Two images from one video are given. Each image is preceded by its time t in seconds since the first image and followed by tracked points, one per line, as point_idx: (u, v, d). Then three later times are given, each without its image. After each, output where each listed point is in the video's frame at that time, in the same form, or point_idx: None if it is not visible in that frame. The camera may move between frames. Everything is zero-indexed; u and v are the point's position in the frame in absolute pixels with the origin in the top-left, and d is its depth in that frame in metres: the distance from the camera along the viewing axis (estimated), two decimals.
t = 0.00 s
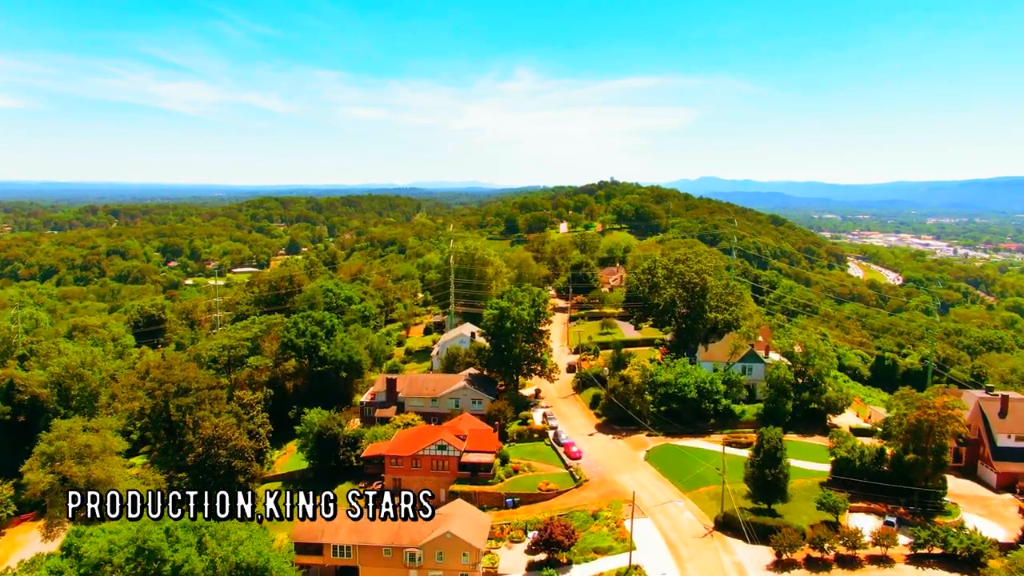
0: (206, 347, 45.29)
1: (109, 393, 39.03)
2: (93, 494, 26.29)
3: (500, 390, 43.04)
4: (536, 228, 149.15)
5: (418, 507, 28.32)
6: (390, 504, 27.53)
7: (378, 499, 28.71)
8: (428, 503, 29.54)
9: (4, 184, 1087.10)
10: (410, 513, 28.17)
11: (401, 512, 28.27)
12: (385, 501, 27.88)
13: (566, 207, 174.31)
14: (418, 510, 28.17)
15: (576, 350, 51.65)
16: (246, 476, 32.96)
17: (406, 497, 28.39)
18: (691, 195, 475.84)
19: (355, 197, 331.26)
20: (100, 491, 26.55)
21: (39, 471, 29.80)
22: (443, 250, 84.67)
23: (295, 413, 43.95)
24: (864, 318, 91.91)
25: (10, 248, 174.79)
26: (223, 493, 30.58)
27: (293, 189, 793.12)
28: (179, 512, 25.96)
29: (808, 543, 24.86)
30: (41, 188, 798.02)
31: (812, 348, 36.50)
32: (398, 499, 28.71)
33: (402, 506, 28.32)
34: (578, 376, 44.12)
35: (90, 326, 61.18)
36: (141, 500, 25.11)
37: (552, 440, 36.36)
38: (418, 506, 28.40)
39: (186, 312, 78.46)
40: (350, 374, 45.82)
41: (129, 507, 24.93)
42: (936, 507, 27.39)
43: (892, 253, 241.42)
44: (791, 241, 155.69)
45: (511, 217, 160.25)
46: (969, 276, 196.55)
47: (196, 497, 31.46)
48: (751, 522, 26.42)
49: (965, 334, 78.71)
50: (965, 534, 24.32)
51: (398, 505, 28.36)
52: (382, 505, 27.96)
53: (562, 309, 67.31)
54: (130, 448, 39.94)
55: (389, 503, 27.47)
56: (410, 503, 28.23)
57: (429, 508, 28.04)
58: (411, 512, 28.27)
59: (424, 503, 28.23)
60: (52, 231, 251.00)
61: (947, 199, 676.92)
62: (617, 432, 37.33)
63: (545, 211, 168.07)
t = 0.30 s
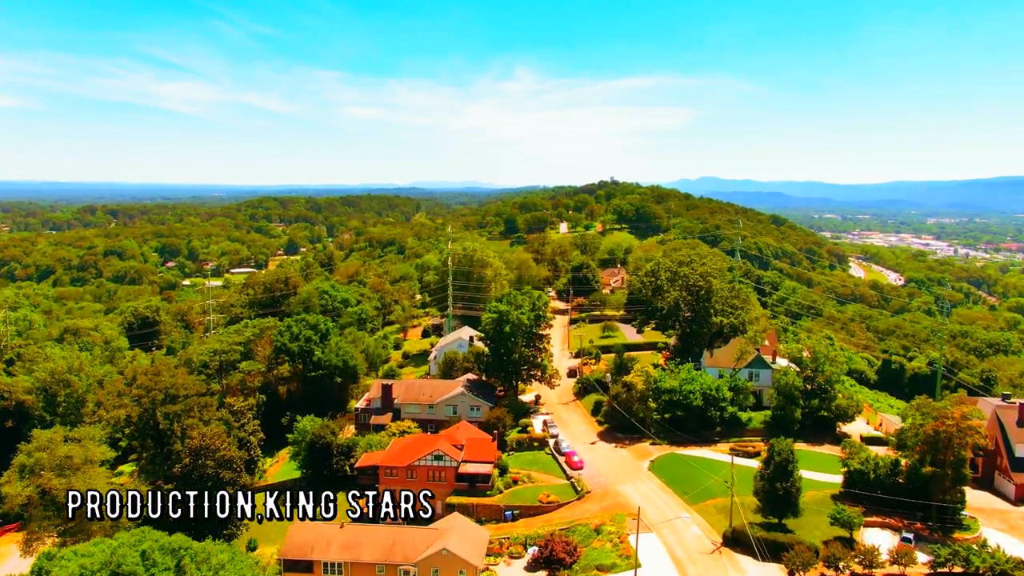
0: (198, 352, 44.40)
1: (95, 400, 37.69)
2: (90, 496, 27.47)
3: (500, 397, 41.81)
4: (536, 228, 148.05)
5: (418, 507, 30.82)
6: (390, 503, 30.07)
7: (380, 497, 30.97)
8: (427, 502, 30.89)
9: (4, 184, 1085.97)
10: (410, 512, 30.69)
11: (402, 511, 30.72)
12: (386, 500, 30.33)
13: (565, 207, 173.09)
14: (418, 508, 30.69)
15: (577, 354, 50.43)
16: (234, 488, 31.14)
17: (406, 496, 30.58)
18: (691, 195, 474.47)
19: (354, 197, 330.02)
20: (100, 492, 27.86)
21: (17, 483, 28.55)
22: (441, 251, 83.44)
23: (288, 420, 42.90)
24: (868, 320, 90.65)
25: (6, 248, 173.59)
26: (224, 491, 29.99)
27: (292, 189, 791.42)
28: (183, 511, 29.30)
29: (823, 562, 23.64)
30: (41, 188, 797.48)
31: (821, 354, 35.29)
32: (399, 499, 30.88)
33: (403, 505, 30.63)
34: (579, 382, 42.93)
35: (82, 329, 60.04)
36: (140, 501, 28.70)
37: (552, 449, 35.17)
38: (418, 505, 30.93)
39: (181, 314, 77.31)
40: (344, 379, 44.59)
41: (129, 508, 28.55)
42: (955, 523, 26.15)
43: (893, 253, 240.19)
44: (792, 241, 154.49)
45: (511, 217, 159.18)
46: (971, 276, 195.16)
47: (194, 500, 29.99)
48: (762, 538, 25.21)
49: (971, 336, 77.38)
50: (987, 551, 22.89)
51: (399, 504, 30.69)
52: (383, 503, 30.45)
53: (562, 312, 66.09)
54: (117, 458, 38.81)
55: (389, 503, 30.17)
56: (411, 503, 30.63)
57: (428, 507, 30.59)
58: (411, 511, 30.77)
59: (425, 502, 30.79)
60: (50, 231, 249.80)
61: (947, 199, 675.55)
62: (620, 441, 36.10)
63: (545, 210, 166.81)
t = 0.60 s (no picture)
0: (187, 357, 42.97)
1: (77, 409, 36.22)
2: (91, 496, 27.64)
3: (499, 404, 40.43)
4: (536, 228, 146.76)
5: (418, 508, 29.34)
6: (389, 503, 28.77)
7: (379, 497, 29.63)
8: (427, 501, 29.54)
9: (3, 184, 1084.53)
10: (410, 513, 29.32)
11: (402, 511, 29.42)
12: (385, 501, 29.05)
13: (565, 207, 171.83)
14: (418, 510, 29.22)
15: (579, 359, 49.06)
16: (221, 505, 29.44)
17: (406, 497, 29.24)
18: (692, 196, 473.06)
19: (354, 197, 328.75)
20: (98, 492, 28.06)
21: None
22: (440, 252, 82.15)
23: (280, 427, 41.73)
24: (873, 322, 89.46)
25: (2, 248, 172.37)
26: (221, 492, 29.29)
27: (292, 189, 790.05)
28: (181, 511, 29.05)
29: None
30: (41, 188, 796.94)
31: (833, 361, 33.90)
32: (399, 498, 29.58)
33: (403, 505, 29.27)
34: (580, 389, 41.54)
35: (72, 332, 58.75)
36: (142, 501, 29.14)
37: (553, 460, 33.79)
38: (418, 506, 29.42)
39: (175, 317, 76.04)
40: (338, 386, 43.33)
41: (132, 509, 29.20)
42: (979, 542, 24.72)
43: (894, 253, 238.89)
44: (794, 241, 153.42)
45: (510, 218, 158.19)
46: (973, 277, 193.91)
47: (195, 499, 29.15)
48: (776, 559, 23.69)
49: (979, 339, 76.11)
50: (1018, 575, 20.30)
51: (398, 504, 29.36)
52: (382, 504, 29.08)
53: (563, 314, 64.82)
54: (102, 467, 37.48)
55: (388, 503, 28.87)
56: (410, 504, 29.22)
57: (428, 508, 29.18)
58: (411, 512, 29.36)
59: (424, 502, 29.31)
60: (48, 232, 248.54)
61: (947, 199, 674.47)
62: (624, 451, 34.69)
63: (544, 211, 165.50)
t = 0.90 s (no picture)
0: (177, 362, 41.77)
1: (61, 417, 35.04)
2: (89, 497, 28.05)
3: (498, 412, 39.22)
4: (536, 228, 145.51)
5: (418, 508, 28.16)
6: (389, 504, 27.58)
7: (379, 497, 28.60)
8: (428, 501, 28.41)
9: (3, 184, 1083.33)
10: (409, 513, 28.11)
11: (401, 511, 28.12)
12: (385, 502, 27.82)
13: (565, 208, 170.57)
14: (418, 510, 28.06)
15: (580, 364, 47.83)
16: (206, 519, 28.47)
17: (406, 497, 27.95)
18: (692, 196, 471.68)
19: (353, 197, 327.41)
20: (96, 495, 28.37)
21: None
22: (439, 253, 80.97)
23: (272, 435, 40.51)
24: (877, 324, 88.29)
25: None
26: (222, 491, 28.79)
27: (292, 189, 788.63)
28: (182, 511, 27.77)
29: None
30: (40, 188, 796.04)
31: (844, 367, 32.75)
32: (398, 498, 28.25)
33: (402, 505, 28.06)
34: (582, 395, 40.33)
35: (62, 336, 57.47)
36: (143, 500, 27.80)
37: (554, 470, 32.57)
38: (418, 506, 28.24)
39: (170, 319, 74.80)
40: (332, 392, 42.04)
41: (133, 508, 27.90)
42: (1002, 560, 23.54)
43: (896, 254, 237.52)
44: (795, 241, 152.23)
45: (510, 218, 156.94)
46: (975, 277, 192.72)
47: (194, 499, 28.01)
48: None
49: (986, 341, 74.93)
50: None
51: (398, 504, 28.09)
52: (382, 504, 27.95)
53: (564, 317, 63.65)
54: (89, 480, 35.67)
55: (388, 503, 27.64)
56: (410, 504, 27.99)
57: (428, 508, 28.04)
58: (411, 512, 28.13)
59: (424, 502, 28.17)
60: (46, 232, 246.94)
61: (948, 199, 673.28)
62: (627, 460, 33.50)
63: (544, 211, 164.23)
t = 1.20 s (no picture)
0: (165, 367, 40.52)
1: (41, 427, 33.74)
2: (90, 496, 28.32)
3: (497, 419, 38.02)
4: (536, 228, 144.16)
5: (418, 508, 27.29)
6: (389, 504, 26.71)
7: (379, 496, 27.66)
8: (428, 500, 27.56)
9: (3, 184, 1083.01)
10: (410, 513, 27.30)
11: (401, 512, 27.29)
12: (385, 501, 26.94)
13: (566, 208, 169.30)
14: (418, 510, 27.22)
15: (582, 369, 46.66)
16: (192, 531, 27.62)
17: (406, 496, 27.25)
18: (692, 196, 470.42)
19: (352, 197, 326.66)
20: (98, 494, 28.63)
21: None
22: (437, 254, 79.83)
23: (264, 442, 39.28)
24: (881, 326, 87.14)
25: None
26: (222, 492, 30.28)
27: (292, 189, 786.50)
28: (182, 510, 27.00)
29: None
30: (40, 188, 795.85)
31: (856, 374, 31.55)
32: (399, 497, 27.47)
33: (402, 505, 27.23)
34: (584, 402, 39.12)
35: (52, 339, 56.28)
36: (142, 500, 26.60)
37: (555, 481, 31.33)
38: (418, 506, 27.38)
39: (164, 320, 73.62)
40: (327, 398, 40.84)
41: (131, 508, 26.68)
42: None
43: (897, 254, 236.18)
44: (797, 241, 151.10)
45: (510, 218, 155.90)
46: (976, 278, 191.66)
47: (194, 499, 27.38)
48: None
49: (993, 343, 73.74)
50: None
51: (398, 503, 27.27)
52: (382, 504, 27.03)
53: (564, 319, 62.48)
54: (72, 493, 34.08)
55: (388, 503, 26.83)
56: (410, 503, 27.22)
57: (429, 508, 27.18)
58: (411, 511, 27.31)
59: (424, 502, 27.28)
60: (44, 231, 245.97)
61: (948, 199, 672.15)
62: (631, 471, 32.26)
63: (544, 211, 162.96)
